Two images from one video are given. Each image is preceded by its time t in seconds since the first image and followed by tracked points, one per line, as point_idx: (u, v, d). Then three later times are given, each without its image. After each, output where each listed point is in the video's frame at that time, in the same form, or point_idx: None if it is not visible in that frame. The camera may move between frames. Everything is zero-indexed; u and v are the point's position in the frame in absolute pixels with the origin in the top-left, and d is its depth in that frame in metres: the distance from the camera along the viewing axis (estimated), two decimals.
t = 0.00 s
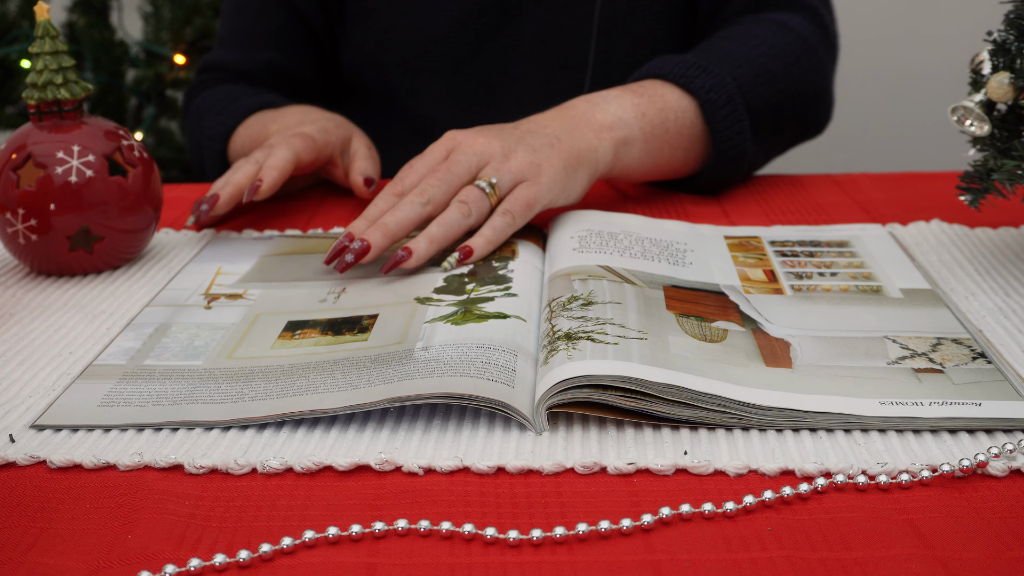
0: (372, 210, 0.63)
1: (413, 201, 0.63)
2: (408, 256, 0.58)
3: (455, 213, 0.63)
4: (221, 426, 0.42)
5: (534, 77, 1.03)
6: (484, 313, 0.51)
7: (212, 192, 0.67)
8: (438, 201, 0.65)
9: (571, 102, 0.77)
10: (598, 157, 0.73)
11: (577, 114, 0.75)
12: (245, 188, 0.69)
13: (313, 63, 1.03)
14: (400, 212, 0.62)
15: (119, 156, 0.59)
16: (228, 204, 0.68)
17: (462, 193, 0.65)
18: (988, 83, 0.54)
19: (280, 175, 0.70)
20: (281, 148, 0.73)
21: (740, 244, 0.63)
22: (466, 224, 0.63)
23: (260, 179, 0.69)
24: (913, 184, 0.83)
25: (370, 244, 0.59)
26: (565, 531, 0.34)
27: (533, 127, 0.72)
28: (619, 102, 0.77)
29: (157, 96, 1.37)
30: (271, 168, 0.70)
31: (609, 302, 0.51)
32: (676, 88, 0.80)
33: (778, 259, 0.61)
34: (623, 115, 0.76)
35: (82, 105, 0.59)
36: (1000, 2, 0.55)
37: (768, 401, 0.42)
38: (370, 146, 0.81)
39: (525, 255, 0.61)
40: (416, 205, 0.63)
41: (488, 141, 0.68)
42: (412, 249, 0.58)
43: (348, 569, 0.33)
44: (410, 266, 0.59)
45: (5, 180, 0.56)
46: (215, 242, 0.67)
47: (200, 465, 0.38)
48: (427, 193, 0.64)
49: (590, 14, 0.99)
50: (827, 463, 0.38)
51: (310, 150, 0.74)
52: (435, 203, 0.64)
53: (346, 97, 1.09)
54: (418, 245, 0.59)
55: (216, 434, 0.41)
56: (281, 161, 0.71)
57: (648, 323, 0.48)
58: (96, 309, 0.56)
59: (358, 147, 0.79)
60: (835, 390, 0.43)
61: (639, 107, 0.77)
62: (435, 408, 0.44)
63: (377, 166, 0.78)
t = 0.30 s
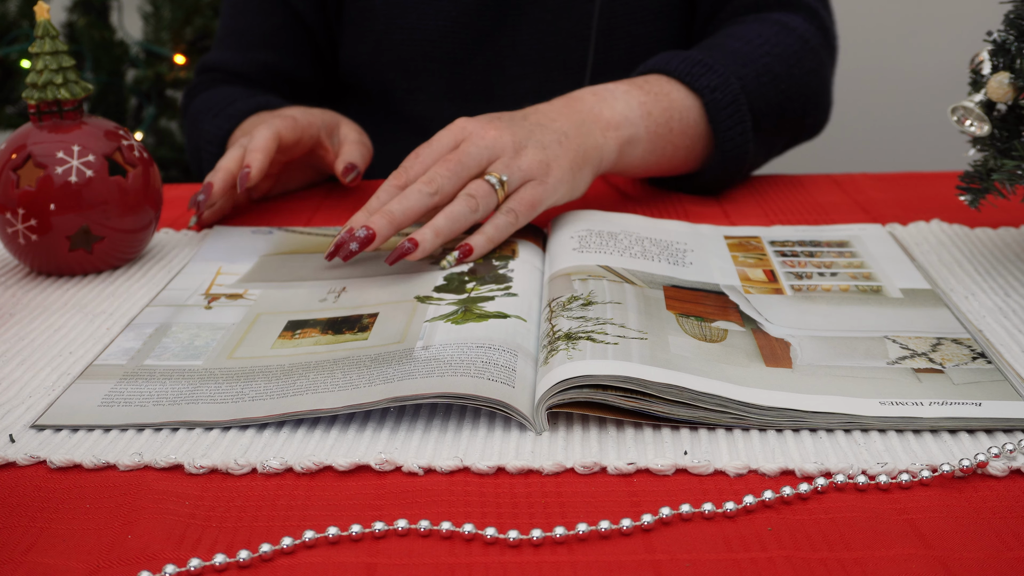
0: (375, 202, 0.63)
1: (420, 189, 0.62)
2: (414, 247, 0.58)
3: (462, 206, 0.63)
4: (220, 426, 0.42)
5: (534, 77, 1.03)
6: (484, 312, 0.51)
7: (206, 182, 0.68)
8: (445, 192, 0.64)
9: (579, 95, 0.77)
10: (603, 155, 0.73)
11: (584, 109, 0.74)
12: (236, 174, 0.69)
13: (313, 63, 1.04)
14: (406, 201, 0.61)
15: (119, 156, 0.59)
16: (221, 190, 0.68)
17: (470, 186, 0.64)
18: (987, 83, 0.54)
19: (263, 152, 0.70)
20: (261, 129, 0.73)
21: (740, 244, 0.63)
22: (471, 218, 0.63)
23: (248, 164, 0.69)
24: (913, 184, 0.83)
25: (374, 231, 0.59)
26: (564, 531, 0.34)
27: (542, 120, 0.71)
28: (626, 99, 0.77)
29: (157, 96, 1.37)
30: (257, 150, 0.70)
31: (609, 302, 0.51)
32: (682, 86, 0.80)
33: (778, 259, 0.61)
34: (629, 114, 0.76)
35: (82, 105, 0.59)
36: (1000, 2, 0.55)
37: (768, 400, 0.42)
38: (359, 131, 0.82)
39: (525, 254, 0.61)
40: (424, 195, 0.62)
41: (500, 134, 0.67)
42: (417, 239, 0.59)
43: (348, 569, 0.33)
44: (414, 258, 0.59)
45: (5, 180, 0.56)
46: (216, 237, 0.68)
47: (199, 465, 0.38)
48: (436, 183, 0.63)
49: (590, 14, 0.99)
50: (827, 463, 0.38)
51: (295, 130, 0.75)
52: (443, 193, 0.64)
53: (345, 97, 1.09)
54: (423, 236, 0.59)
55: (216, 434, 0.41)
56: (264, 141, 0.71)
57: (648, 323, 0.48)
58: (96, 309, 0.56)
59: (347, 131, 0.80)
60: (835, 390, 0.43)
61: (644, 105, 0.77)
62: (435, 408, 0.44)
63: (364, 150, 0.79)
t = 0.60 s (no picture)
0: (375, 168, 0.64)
1: (411, 156, 0.62)
2: (398, 226, 0.59)
3: (451, 175, 0.62)
4: (220, 426, 0.42)
5: (534, 77, 1.03)
6: (483, 311, 0.51)
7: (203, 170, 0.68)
8: (436, 158, 0.64)
9: (581, 82, 0.76)
10: (596, 146, 0.73)
11: (585, 97, 0.74)
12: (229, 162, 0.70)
13: (312, 63, 1.04)
14: (396, 168, 0.61)
15: (119, 156, 0.59)
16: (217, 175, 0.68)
17: (462, 154, 0.64)
18: (987, 83, 0.54)
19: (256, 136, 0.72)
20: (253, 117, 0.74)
21: (740, 244, 0.63)
22: (459, 186, 0.63)
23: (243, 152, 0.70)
24: (913, 184, 0.83)
25: (365, 205, 0.60)
26: (564, 531, 0.34)
27: (543, 98, 0.70)
28: (627, 93, 0.76)
29: (157, 96, 1.37)
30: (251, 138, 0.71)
31: (608, 302, 0.51)
32: (683, 81, 0.79)
33: (778, 259, 0.61)
34: (628, 107, 0.75)
35: (82, 105, 0.59)
36: (1000, 2, 0.55)
37: (768, 401, 0.42)
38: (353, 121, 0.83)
39: (525, 254, 0.61)
40: (414, 162, 0.62)
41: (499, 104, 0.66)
42: (401, 216, 0.60)
43: (348, 569, 0.33)
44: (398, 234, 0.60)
45: (5, 180, 0.56)
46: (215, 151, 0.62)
47: (199, 465, 0.38)
48: (428, 149, 0.63)
49: (590, 14, 0.99)
50: (827, 463, 0.38)
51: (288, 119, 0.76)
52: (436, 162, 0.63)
53: (345, 97, 1.09)
54: (407, 212, 0.60)
55: (216, 434, 0.41)
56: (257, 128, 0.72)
57: (647, 323, 0.48)
58: (97, 309, 0.56)
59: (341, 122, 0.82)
60: (834, 390, 0.43)
61: (644, 100, 0.76)
62: (435, 408, 0.44)
63: (359, 139, 0.80)
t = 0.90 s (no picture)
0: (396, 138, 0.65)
1: (433, 128, 0.63)
2: (411, 208, 0.60)
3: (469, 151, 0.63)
4: (220, 426, 0.42)
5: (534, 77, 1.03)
6: (483, 311, 0.51)
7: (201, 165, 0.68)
8: (457, 132, 0.64)
9: (578, 68, 0.76)
10: (588, 134, 0.74)
11: (580, 85, 0.74)
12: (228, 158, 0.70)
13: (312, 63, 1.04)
14: (418, 140, 0.62)
15: (119, 156, 0.59)
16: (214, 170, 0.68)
17: (483, 128, 0.64)
18: (988, 83, 0.54)
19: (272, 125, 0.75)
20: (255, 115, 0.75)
21: (740, 244, 0.63)
22: (473, 164, 0.63)
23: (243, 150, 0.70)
24: (913, 184, 0.83)
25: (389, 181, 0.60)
26: (565, 531, 0.34)
27: (548, 76, 0.71)
28: (620, 83, 0.77)
29: (157, 96, 1.37)
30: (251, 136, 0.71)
31: (608, 302, 0.51)
32: (677, 76, 0.80)
33: (778, 259, 0.61)
34: (619, 99, 0.76)
35: (82, 105, 0.59)
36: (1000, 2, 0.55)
37: (769, 401, 0.42)
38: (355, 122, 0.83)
39: (525, 253, 0.61)
40: (436, 135, 0.63)
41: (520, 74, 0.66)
42: (415, 197, 0.60)
43: (348, 569, 0.33)
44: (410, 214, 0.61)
45: (5, 180, 0.56)
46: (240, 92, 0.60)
47: (199, 465, 0.38)
48: (450, 122, 0.64)
49: (590, 14, 0.99)
50: (827, 463, 0.38)
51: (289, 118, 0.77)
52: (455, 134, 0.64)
53: (345, 97, 1.09)
54: (421, 193, 0.60)
55: (215, 434, 0.41)
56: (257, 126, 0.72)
57: (647, 323, 0.48)
58: (97, 309, 0.56)
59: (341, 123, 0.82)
60: (835, 390, 0.43)
61: (636, 92, 0.77)
62: (435, 408, 0.44)
63: (367, 138, 0.81)
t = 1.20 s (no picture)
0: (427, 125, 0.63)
1: (471, 135, 0.64)
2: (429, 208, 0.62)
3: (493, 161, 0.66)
4: (220, 426, 0.42)
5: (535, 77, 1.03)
6: (483, 311, 0.51)
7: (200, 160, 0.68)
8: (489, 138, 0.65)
9: (587, 70, 0.75)
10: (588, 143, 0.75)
11: (590, 92, 0.73)
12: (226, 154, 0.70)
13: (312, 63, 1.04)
14: (455, 145, 0.63)
15: (119, 156, 0.59)
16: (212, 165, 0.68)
17: (512, 140, 0.66)
18: (988, 83, 0.54)
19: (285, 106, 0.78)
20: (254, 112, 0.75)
21: (740, 244, 0.63)
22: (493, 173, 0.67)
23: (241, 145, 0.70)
24: (913, 184, 0.83)
25: (418, 180, 0.61)
26: (564, 531, 0.34)
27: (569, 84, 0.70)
28: (624, 91, 0.76)
29: (156, 95, 1.37)
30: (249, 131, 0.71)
31: (608, 302, 0.51)
32: (682, 81, 0.79)
33: (778, 259, 0.61)
34: (621, 109, 0.76)
35: (82, 105, 0.59)
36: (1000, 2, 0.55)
37: (769, 401, 0.42)
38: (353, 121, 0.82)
39: (525, 253, 0.61)
40: (471, 142, 0.64)
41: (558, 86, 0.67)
42: (434, 198, 0.63)
43: (348, 569, 0.33)
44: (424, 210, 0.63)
45: (5, 180, 0.56)
46: (287, 53, 0.57)
47: (199, 465, 0.38)
48: (487, 130, 0.64)
49: (590, 14, 0.99)
50: (827, 463, 0.38)
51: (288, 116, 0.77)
52: (487, 141, 0.65)
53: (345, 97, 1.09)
54: (440, 194, 0.63)
55: (215, 434, 0.41)
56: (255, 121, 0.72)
57: (647, 323, 0.48)
58: (97, 309, 0.56)
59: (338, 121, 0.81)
60: (835, 390, 0.43)
61: (638, 101, 0.77)
62: (435, 408, 0.44)
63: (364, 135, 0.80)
